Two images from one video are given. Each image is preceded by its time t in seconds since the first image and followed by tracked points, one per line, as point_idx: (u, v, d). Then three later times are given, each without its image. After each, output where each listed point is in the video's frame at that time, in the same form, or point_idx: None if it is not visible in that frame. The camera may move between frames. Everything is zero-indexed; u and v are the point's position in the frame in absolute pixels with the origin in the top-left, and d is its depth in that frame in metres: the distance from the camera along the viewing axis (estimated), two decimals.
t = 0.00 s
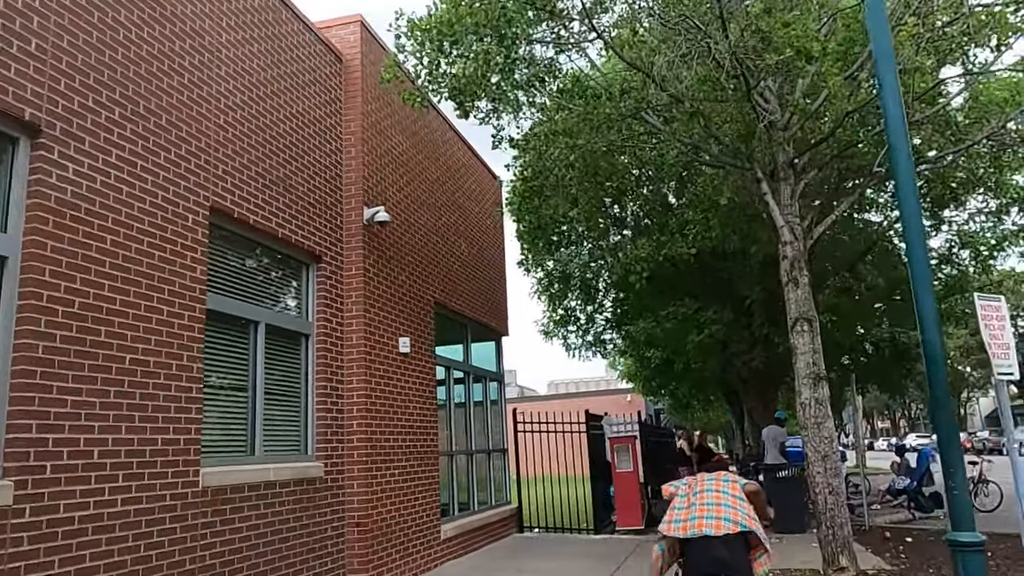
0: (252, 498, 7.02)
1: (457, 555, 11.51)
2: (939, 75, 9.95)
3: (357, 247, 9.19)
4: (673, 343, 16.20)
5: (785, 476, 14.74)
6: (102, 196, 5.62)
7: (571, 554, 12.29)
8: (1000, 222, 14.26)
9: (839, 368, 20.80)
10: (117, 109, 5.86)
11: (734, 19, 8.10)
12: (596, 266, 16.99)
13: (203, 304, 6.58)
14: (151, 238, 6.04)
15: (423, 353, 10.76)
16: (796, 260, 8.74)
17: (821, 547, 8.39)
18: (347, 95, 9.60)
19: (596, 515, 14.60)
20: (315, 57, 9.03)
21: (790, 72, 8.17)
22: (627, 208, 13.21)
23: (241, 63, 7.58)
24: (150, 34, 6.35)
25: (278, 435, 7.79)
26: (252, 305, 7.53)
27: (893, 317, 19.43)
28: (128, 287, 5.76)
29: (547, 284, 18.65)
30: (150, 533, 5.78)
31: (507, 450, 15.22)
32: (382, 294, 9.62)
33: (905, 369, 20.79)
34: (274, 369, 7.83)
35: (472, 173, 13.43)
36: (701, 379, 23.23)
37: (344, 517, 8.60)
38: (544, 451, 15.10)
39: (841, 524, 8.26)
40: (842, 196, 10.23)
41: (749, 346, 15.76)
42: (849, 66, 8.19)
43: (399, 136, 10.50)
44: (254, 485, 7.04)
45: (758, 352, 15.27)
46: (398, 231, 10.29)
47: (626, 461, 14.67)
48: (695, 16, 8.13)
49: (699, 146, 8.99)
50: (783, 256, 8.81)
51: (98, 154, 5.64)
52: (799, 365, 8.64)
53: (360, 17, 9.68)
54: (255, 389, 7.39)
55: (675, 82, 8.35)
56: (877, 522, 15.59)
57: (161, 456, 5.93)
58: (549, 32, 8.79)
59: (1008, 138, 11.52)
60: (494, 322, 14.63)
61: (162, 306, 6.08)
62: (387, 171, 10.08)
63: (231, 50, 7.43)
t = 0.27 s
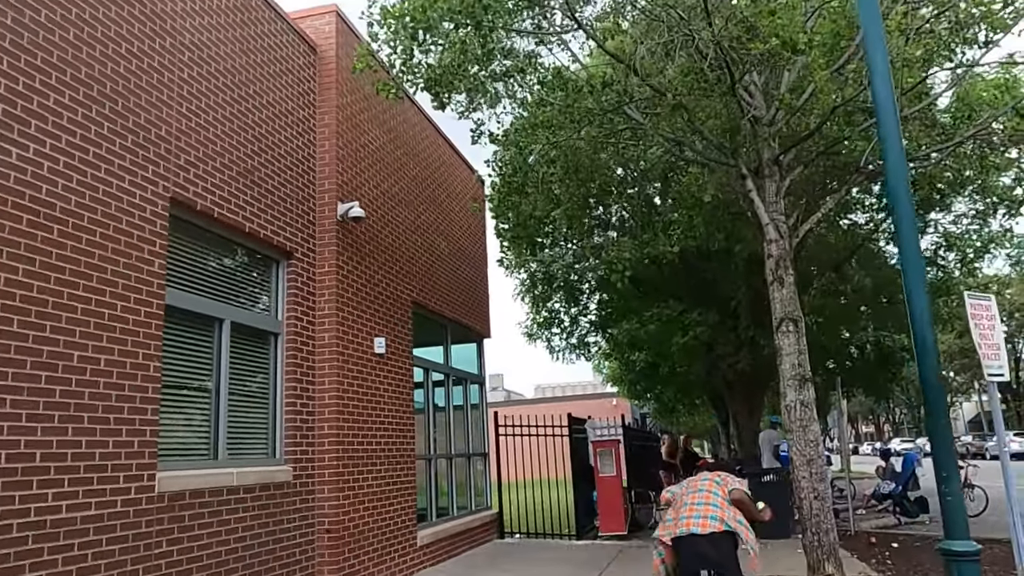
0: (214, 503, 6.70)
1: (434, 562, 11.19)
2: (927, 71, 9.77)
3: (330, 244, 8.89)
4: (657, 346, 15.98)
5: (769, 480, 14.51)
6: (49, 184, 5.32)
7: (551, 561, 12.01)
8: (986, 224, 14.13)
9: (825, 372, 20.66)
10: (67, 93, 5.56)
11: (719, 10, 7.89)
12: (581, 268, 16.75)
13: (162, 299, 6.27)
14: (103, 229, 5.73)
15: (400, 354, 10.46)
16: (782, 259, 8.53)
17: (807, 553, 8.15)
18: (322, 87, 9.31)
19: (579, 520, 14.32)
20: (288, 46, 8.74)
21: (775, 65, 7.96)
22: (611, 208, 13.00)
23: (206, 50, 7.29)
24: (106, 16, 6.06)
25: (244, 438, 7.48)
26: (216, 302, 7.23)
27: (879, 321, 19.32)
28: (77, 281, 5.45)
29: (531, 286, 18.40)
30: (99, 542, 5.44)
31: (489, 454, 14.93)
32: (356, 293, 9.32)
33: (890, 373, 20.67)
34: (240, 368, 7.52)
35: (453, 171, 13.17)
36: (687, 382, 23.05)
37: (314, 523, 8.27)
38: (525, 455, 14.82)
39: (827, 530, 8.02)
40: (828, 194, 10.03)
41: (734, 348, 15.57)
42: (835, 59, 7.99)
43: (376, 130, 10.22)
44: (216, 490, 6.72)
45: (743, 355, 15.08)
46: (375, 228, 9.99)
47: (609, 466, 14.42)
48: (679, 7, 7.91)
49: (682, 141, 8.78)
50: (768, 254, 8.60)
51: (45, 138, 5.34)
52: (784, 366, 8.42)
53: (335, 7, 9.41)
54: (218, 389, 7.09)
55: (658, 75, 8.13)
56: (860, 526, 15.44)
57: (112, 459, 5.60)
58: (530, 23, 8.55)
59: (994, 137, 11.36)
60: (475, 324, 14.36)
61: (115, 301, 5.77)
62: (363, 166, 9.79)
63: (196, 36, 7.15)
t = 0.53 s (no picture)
0: (182, 507, 6.35)
1: (419, 567, 10.85)
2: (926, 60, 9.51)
3: (311, 236, 8.55)
4: (650, 346, 15.68)
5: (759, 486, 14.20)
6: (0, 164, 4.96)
7: (541, 565, 11.69)
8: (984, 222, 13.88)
9: (819, 373, 20.40)
10: (21, 68, 5.21)
11: None
12: (572, 266, 16.44)
13: (126, 290, 5.92)
14: (60, 214, 5.38)
15: (385, 352, 10.11)
16: (779, 254, 8.22)
17: (804, 559, 7.84)
18: (303, 74, 8.97)
19: (569, 524, 13.99)
20: (267, 31, 8.40)
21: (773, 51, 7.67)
22: (603, 204, 12.70)
23: (178, 30, 6.95)
24: None
25: (216, 438, 7.14)
26: (186, 295, 6.88)
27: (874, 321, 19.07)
28: (30, 268, 5.09)
29: (522, 285, 18.07)
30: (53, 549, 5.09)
31: (477, 456, 14.59)
32: (338, 287, 8.97)
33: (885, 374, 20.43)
34: (212, 365, 7.17)
35: (440, 165, 12.84)
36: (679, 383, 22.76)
37: (291, 527, 7.91)
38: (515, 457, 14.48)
39: (826, 535, 7.72)
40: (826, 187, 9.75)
41: (728, 348, 15.29)
42: (835, 44, 7.71)
43: (360, 121, 9.88)
44: (185, 493, 6.37)
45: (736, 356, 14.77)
46: (358, 221, 9.65)
47: (600, 468, 14.10)
48: None
49: (676, 132, 8.49)
50: (764, 249, 8.30)
51: None
52: (780, 365, 8.12)
53: None
54: (187, 386, 6.75)
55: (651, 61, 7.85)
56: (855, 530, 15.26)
57: (67, 460, 5.24)
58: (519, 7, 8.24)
59: (994, 131, 11.10)
60: (464, 323, 14.04)
61: (73, 291, 5.41)
62: (346, 157, 9.45)
63: (166, 16, 6.80)
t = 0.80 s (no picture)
0: (149, 514, 6.04)
1: (404, 572, 10.54)
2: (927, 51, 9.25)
3: (290, 230, 8.23)
4: (642, 345, 15.41)
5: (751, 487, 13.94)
6: None
7: (529, 569, 11.40)
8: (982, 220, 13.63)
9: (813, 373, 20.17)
10: None
11: None
12: (563, 264, 16.15)
13: (87, 285, 5.60)
14: (14, 203, 5.05)
15: (369, 351, 9.80)
16: (775, 250, 7.94)
17: (800, 566, 7.57)
18: (283, 62, 8.65)
19: (559, 526, 13.70)
20: (245, 16, 8.08)
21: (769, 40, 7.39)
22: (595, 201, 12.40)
23: (148, 12, 6.62)
24: None
25: (187, 441, 6.81)
26: (155, 290, 6.56)
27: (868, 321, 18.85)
28: None
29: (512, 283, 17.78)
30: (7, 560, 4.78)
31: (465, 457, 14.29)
32: (319, 283, 8.66)
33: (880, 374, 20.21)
34: (183, 364, 6.85)
35: (428, 160, 12.54)
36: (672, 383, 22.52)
37: (267, 533, 7.59)
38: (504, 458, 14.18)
39: (822, 542, 7.44)
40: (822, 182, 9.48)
41: (721, 348, 15.03)
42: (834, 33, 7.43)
43: (343, 112, 9.57)
44: (152, 499, 6.06)
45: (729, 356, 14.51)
46: (341, 215, 9.34)
47: (591, 470, 13.82)
48: None
49: (669, 124, 8.21)
50: (759, 245, 8.02)
51: None
52: (776, 365, 7.85)
53: None
54: (155, 386, 6.43)
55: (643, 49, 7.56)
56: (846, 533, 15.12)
57: (21, 465, 4.92)
58: None
59: (994, 126, 10.84)
60: (452, 321, 13.75)
61: (28, 284, 5.09)
62: (327, 149, 9.14)
63: None
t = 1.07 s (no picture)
0: (107, 512, 5.73)
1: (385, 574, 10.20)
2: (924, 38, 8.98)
3: (264, 218, 7.91)
4: (634, 342, 15.13)
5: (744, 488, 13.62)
6: None
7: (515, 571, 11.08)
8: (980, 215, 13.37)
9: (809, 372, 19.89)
10: None
11: None
12: (554, 260, 15.87)
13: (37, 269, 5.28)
14: None
15: (349, 345, 9.48)
16: (768, 240, 7.65)
17: (793, 569, 7.26)
18: (259, 44, 8.34)
19: (547, 527, 13.38)
20: None
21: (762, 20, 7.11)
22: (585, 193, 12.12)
23: None
24: None
25: (150, 436, 6.50)
26: (114, 277, 6.25)
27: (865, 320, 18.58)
28: None
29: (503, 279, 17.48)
30: None
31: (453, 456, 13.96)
32: (295, 273, 8.34)
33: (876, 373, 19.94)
34: (145, 356, 6.54)
35: (413, 152, 12.24)
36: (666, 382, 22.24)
37: (237, 533, 7.26)
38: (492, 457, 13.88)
39: (816, 543, 7.14)
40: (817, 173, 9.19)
41: (714, 345, 14.74)
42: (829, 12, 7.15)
43: (322, 99, 9.26)
44: (109, 496, 5.76)
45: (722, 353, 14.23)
46: (320, 204, 9.02)
47: (581, 469, 13.52)
48: None
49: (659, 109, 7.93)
50: (752, 235, 7.73)
51: None
52: (768, 359, 7.55)
53: None
54: (114, 378, 6.12)
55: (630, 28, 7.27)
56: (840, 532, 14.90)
57: None
58: None
59: (993, 117, 10.56)
60: (440, 317, 13.45)
61: None
62: (305, 136, 8.83)
63: None
